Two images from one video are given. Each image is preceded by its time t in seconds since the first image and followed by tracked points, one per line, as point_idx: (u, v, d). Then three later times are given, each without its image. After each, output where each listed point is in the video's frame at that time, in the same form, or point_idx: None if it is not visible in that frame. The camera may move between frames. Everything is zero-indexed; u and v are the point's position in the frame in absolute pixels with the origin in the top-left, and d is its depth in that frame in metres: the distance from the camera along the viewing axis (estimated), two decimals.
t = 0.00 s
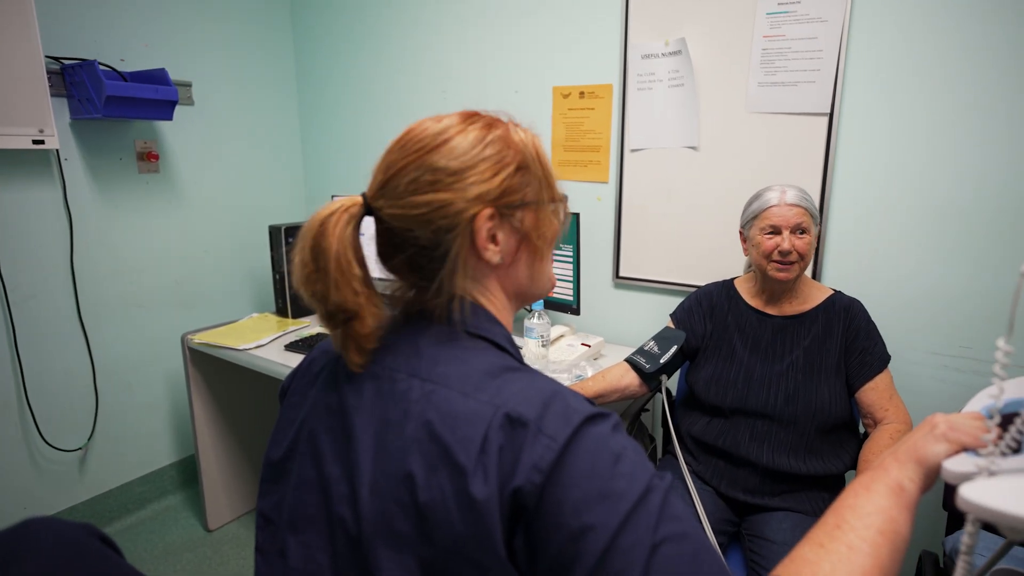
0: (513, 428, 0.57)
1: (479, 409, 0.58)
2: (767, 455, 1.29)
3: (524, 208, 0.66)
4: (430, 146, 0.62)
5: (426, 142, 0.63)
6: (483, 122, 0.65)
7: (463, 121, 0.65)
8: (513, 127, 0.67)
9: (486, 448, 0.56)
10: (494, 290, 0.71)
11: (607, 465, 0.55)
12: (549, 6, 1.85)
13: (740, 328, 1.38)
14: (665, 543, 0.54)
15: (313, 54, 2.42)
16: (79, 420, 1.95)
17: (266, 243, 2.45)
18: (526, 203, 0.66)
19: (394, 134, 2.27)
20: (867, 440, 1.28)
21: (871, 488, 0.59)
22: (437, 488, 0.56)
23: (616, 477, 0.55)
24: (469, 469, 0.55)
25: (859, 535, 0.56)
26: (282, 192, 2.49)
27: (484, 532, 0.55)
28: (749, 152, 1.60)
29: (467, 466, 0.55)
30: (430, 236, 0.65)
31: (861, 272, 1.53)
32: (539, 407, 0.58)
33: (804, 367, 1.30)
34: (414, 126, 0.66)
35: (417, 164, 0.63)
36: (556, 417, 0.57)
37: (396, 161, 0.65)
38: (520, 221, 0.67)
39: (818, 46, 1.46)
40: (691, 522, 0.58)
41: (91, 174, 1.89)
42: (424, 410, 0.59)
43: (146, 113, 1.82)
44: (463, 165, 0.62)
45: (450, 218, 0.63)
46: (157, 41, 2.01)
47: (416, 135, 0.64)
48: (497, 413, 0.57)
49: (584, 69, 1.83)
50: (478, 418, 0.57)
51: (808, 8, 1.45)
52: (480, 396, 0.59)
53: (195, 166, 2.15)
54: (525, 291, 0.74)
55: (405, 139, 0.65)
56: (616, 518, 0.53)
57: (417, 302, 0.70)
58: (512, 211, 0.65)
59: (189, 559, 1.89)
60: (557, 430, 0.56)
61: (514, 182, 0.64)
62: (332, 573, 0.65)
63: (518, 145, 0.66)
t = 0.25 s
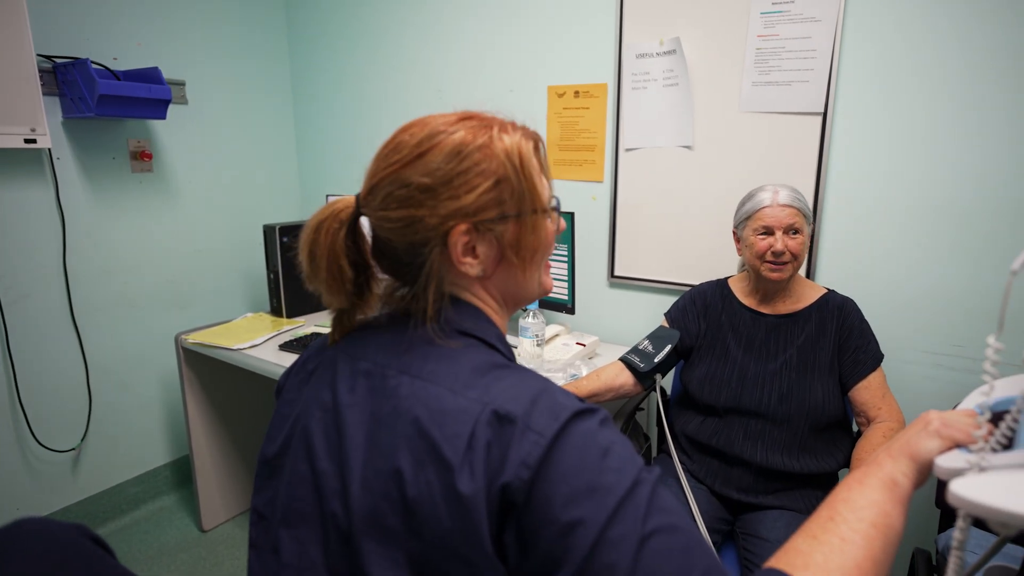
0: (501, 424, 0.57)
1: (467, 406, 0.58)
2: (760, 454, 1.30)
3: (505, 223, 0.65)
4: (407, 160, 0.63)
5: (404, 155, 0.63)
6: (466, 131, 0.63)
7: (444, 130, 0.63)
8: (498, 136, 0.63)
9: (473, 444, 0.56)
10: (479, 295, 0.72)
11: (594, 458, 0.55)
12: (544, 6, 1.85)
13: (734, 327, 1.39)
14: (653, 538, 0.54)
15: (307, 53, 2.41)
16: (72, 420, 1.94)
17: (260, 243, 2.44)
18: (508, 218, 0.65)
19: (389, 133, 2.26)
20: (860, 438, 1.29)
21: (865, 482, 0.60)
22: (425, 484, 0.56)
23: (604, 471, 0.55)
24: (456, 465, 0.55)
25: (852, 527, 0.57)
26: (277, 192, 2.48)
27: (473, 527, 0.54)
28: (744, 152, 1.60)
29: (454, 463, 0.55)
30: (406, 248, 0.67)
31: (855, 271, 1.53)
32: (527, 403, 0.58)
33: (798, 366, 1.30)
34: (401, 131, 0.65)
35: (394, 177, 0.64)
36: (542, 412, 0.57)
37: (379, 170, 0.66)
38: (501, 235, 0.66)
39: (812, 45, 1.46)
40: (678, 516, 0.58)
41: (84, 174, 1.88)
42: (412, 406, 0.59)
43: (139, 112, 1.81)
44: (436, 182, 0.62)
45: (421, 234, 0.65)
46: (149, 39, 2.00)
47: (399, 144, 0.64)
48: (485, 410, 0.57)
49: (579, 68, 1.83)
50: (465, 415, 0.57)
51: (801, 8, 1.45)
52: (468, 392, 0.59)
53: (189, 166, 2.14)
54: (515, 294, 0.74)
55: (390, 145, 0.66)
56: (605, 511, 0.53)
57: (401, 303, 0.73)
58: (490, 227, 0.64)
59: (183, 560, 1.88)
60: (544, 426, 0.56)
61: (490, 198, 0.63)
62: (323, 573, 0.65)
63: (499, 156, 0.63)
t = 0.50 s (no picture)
0: (496, 428, 0.57)
1: (462, 409, 0.57)
2: (755, 454, 1.30)
3: (502, 223, 0.65)
4: (399, 167, 0.63)
5: (396, 162, 0.63)
6: (457, 132, 0.63)
7: (435, 132, 0.63)
8: (490, 135, 0.63)
9: (469, 449, 0.56)
10: (477, 295, 0.72)
11: (591, 462, 0.55)
12: (538, 6, 1.85)
13: (729, 327, 1.39)
14: (649, 541, 0.54)
15: (301, 53, 2.41)
16: (65, 422, 1.93)
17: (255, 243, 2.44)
18: (504, 217, 0.65)
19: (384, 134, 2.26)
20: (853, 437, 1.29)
21: (854, 481, 0.60)
22: (421, 488, 0.56)
23: (599, 474, 0.55)
24: (452, 470, 0.55)
25: (842, 525, 0.57)
26: (272, 192, 2.47)
27: (469, 532, 0.54)
28: (737, 153, 1.61)
29: (450, 467, 0.55)
30: (403, 254, 0.67)
31: (848, 271, 1.54)
32: (522, 406, 0.58)
33: (792, 366, 1.30)
34: (391, 137, 0.65)
35: (387, 185, 0.64)
36: (539, 415, 0.57)
37: (370, 178, 0.66)
38: (498, 235, 0.66)
39: (806, 46, 1.47)
40: (674, 518, 0.58)
41: (77, 174, 1.87)
42: (407, 410, 0.59)
43: (132, 112, 1.81)
44: (431, 187, 0.62)
45: (418, 240, 0.65)
46: (143, 39, 1.99)
47: (390, 150, 0.64)
48: (480, 413, 0.57)
49: (573, 69, 1.83)
50: (461, 419, 0.57)
51: (795, 9, 1.46)
52: (464, 396, 0.59)
53: (183, 166, 2.14)
54: (513, 293, 0.74)
55: (380, 151, 0.65)
56: (601, 515, 0.53)
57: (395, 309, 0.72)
58: (487, 228, 0.65)
59: (177, 561, 1.88)
60: (540, 429, 0.56)
61: (486, 199, 0.63)
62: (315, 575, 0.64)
63: (493, 156, 0.63)
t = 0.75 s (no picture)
0: (489, 433, 0.56)
1: (455, 414, 0.57)
2: (748, 454, 1.30)
3: (496, 215, 0.65)
4: (390, 168, 0.63)
5: (385, 164, 0.63)
6: (444, 128, 0.63)
7: (423, 130, 0.63)
8: (477, 128, 0.63)
9: (462, 454, 0.56)
10: (476, 292, 0.72)
11: (584, 467, 0.55)
12: (533, 6, 1.85)
13: (723, 327, 1.39)
14: (642, 547, 0.55)
15: (296, 52, 2.40)
16: (58, 423, 1.92)
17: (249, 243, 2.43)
18: (498, 209, 0.65)
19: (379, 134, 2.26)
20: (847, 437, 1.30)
21: (842, 486, 0.60)
22: (414, 494, 0.56)
23: (593, 480, 0.55)
24: (445, 476, 0.55)
25: (830, 533, 0.57)
26: (266, 192, 2.47)
27: (462, 538, 0.54)
28: (731, 153, 1.61)
29: (443, 473, 0.55)
30: (400, 256, 0.66)
31: (841, 271, 1.54)
32: (515, 410, 0.58)
33: (786, 366, 1.31)
34: (378, 140, 0.65)
35: (379, 187, 0.63)
36: (532, 419, 0.57)
37: (361, 182, 0.65)
38: (493, 228, 0.66)
39: (799, 47, 1.47)
40: (666, 524, 0.58)
41: (69, 174, 1.86)
42: (399, 415, 0.59)
43: (125, 112, 1.80)
44: (424, 185, 0.62)
45: (415, 240, 0.64)
46: (137, 39, 1.98)
47: (379, 153, 0.64)
48: (473, 417, 0.57)
49: (568, 69, 1.83)
50: (453, 423, 0.57)
51: (789, 9, 1.46)
52: (458, 399, 0.58)
53: (176, 166, 2.13)
54: (513, 289, 0.73)
55: (369, 156, 0.65)
56: (594, 521, 0.53)
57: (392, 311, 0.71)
58: (482, 221, 0.64)
59: (170, 563, 1.87)
60: (533, 433, 0.56)
61: (480, 192, 0.63)
62: None
63: (483, 148, 0.63)
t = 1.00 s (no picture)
0: (479, 434, 0.56)
1: (445, 415, 0.57)
2: (742, 453, 1.30)
3: (488, 207, 0.65)
4: (381, 160, 0.63)
5: (377, 156, 0.63)
6: (435, 122, 0.63)
7: (413, 124, 0.63)
8: (467, 121, 0.64)
9: (452, 455, 0.55)
10: (469, 288, 0.71)
11: (575, 470, 0.55)
12: (528, 5, 1.85)
13: (716, 327, 1.39)
14: (632, 550, 0.55)
15: (290, 51, 2.40)
16: (50, 424, 1.91)
17: (243, 243, 2.42)
18: (490, 200, 0.65)
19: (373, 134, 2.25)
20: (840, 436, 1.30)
21: (831, 490, 0.60)
22: (403, 496, 0.56)
23: (584, 483, 0.55)
24: (434, 478, 0.55)
25: (819, 538, 0.57)
26: (260, 192, 2.46)
27: (451, 540, 0.54)
28: (726, 153, 1.61)
29: (432, 475, 0.55)
30: (393, 250, 0.66)
31: (835, 270, 1.55)
32: (505, 412, 0.57)
33: (779, 365, 1.31)
34: (368, 135, 0.65)
35: (371, 180, 0.63)
36: (523, 420, 0.57)
37: (352, 177, 0.65)
38: (486, 220, 0.66)
39: (793, 46, 1.47)
40: (657, 526, 0.58)
41: (61, 173, 1.85)
42: (389, 417, 0.58)
43: (117, 111, 1.79)
44: (416, 175, 0.62)
45: (408, 232, 0.64)
46: (129, 37, 1.97)
47: (370, 146, 0.64)
48: (462, 419, 0.57)
49: (562, 68, 1.83)
50: (443, 425, 0.57)
51: (782, 9, 1.46)
52: (448, 400, 0.58)
53: (170, 165, 2.12)
54: (505, 285, 0.73)
55: (359, 152, 0.65)
56: (584, 524, 0.53)
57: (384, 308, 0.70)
58: (475, 212, 0.64)
59: (164, 564, 1.86)
60: (523, 435, 0.55)
61: (471, 183, 0.63)
62: None
63: (473, 140, 0.63)
